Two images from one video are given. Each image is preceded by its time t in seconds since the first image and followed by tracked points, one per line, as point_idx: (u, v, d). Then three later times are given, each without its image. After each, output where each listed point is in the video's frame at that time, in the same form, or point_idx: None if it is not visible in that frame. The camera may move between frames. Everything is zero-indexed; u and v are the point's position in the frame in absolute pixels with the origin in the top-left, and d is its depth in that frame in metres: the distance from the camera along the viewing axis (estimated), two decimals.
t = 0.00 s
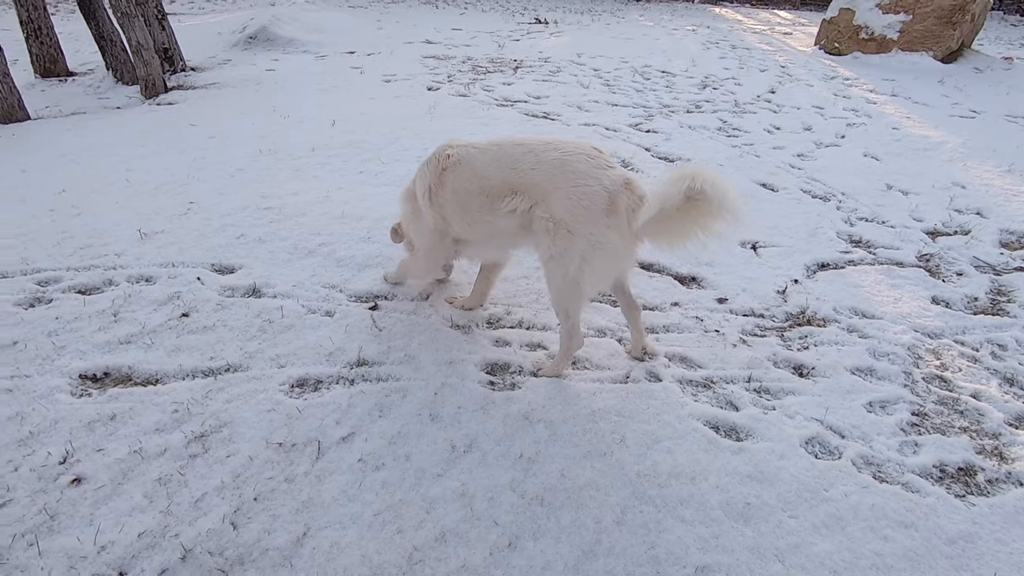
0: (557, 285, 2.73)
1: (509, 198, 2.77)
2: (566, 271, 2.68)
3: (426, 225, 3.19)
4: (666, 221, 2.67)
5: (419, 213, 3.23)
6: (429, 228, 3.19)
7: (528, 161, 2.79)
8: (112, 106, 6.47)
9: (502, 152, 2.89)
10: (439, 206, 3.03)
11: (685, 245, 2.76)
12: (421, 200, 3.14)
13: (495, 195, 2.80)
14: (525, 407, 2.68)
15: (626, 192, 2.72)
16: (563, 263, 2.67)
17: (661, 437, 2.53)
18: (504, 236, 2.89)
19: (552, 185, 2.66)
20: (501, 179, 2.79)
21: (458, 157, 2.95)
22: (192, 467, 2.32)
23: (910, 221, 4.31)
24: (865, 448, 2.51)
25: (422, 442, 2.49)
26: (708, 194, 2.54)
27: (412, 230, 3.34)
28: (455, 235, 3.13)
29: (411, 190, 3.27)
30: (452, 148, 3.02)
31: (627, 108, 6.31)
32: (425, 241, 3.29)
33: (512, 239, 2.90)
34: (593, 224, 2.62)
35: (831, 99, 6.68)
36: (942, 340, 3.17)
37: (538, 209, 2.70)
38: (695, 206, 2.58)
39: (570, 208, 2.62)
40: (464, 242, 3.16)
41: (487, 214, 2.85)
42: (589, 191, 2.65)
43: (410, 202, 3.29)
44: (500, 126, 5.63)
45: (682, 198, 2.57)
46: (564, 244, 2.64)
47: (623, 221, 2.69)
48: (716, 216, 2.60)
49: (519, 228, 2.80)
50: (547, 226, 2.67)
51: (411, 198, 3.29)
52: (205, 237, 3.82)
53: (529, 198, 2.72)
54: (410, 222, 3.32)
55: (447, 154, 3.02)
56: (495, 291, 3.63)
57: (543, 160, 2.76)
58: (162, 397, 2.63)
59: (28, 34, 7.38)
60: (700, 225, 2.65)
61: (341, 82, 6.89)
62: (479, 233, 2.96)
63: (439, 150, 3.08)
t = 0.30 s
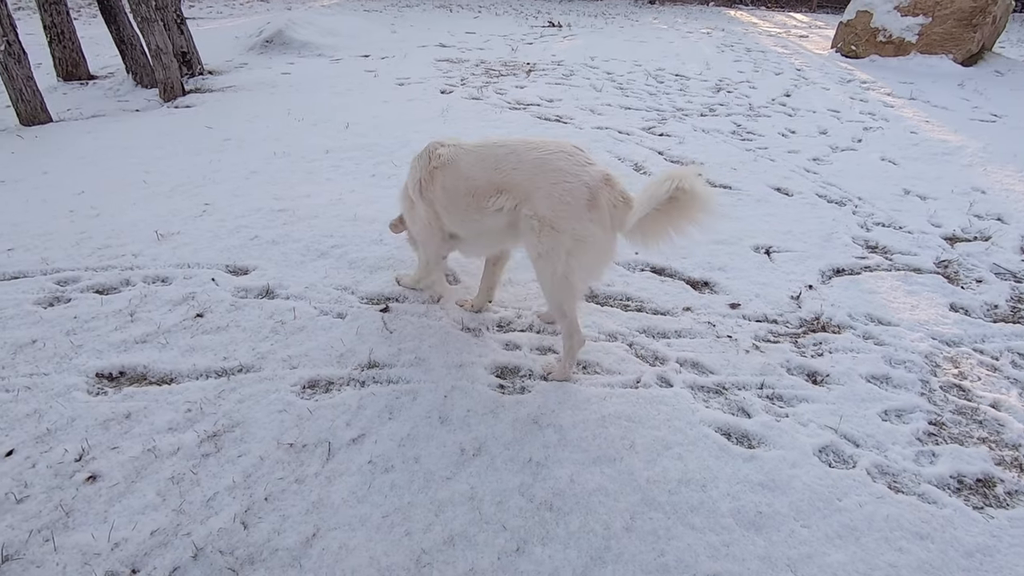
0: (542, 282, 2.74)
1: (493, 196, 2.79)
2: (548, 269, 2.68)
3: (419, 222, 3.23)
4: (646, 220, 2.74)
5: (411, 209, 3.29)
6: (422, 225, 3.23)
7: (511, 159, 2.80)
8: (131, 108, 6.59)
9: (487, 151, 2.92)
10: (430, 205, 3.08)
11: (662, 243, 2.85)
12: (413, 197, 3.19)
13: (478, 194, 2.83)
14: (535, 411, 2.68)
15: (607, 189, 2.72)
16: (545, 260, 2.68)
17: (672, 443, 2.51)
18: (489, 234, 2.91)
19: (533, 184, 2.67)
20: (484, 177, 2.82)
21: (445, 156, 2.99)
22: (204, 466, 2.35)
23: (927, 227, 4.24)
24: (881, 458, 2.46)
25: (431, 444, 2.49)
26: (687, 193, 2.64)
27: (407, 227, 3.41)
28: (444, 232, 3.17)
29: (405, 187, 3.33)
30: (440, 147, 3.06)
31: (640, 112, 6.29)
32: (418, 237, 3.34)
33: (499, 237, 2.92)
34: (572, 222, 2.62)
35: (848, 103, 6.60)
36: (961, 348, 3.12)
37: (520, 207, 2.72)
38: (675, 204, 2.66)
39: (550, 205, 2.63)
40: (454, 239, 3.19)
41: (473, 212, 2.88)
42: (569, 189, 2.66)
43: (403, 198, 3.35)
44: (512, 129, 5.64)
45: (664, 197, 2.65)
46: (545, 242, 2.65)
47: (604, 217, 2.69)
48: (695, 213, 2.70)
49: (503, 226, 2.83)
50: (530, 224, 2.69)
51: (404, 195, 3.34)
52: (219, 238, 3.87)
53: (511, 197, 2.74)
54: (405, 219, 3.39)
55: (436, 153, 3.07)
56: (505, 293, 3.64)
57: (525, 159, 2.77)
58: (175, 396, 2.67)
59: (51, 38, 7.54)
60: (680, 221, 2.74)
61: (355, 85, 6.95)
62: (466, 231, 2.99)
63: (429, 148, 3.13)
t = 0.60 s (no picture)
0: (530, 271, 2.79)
1: (486, 184, 2.86)
2: (536, 255, 2.73)
3: (413, 212, 3.30)
4: (623, 225, 2.71)
5: (405, 200, 3.36)
6: (416, 216, 3.30)
7: (506, 150, 2.88)
8: (142, 111, 6.66)
9: (483, 142, 3.01)
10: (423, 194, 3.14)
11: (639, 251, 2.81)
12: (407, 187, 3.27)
13: (472, 181, 2.90)
14: (541, 413, 2.68)
15: (595, 182, 2.78)
16: (534, 247, 2.73)
17: (678, 446, 2.50)
18: (481, 222, 2.97)
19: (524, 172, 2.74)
20: (478, 166, 2.90)
21: (443, 146, 3.08)
22: (212, 465, 2.36)
23: (937, 230, 4.21)
24: (889, 463, 2.44)
25: (437, 445, 2.50)
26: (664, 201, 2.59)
27: (401, 218, 3.49)
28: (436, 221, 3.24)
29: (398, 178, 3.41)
30: (439, 139, 3.15)
31: (647, 114, 6.29)
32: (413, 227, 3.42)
33: (491, 227, 2.99)
34: (561, 209, 2.68)
35: (857, 105, 6.57)
36: (971, 353, 3.09)
37: (511, 195, 2.78)
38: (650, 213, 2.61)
39: (540, 193, 2.69)
40: (448, 229, 3.26)
41: (466, 202, 2.95)
42: (559, 178, 2.73)
43: (397, 190, 3.42)
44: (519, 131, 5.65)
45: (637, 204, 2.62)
46: (534, 228, 2.71)
47: (590, 209, 2.74)
48: (673, 225, 2.63)
49: (495, 214, 2.89)
50: (520, 211, 2.76)
51: (397, 187, 3.42)
52: (228, 239, 3.90)
53: (504, 184, 2.81)
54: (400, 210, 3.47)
55: (431, 144, 3.15)
56: (512, 295, 3.65)
57: (518, 149, 2.85)
58: (184, 396, 2.69)
59: (64, 42, 7.63)
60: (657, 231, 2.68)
61: (363, 88, 6.99)
62: (459, 219, 3.05)
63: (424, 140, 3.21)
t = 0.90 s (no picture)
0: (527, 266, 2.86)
1: (485, 179, 2.94)
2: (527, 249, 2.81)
3: (415, 209, 3.39)
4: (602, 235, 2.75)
5: (408, 196, 3.45)
6: (419, 211, 3.38)
7: (504, 145, 2.96)
8: (155, 116, 6.74)
9: (484, 139, 3.08)
10: (425, 188, 3.22)
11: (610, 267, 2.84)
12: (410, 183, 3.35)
13: (473, 177, 2.99)
14: (551, 419, 2.68)
15: (588, 179, 2.83)
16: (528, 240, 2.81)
17: (689, 453, 2.50)
18: (480, 216, 3.06)
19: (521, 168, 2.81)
20: (478, 161, 2.97)
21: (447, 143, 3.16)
22: (225, 468, 2.38)
23: (949, 237, 4.18)
24: (902, 472, 2.43)
25: (448, 450, 2.51)
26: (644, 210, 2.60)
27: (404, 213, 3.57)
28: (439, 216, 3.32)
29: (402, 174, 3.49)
30: (442, 136, 3.23)
31: (655, 120, 6.30)
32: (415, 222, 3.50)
33: (491, 222, 3.06)
34: (554, 205, 2.74)
35: (867, 111, 6.56)
36: (984, 361, 3.06)
37: (509, 190, 2.86)
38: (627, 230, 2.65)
39: (535, 188, 2.77)
40: (449, 224, 3.35)
41: (468, 197, 3.03)
42: (554, 174, 2.79)
43: (400, 186, 3.51)
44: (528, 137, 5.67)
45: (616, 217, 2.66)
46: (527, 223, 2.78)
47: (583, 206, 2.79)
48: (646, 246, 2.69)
49: (494, 208, 2.97)
50: (516, 205, 2.83)
51: (400, 182, 3.51)
52: (240, 243, 3.94)
53: (501, 179, 2.89)
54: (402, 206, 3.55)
55: (434, 141, 3.23)
56: (521, 300, 3.66)
57: (516, 145, 2.92)
58: (197, 399, 2.71)
59: (79, 48, 7.73)
60: (639, 242, 2.67)
61: (372, 93, 7.04)
62: (460, 213, 3.15)
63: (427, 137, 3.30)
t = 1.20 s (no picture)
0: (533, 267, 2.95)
1: (493, 184, 3.03)
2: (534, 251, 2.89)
3: (428, 215, 3.49)
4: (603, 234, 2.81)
5: (422, 202, 3.55)
6: (433, 217, 3.46)
7: (512, 150, 3.05)
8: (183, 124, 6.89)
9: (495, 147, 3.17)
10: (438, 194, 3.32)
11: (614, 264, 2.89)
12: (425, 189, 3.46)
13: (483, 183, 3.07)
14: (575, 432, 2.67)
15: (592, 183, 2.90)
16: (534, 243, 2.89)
17: (715, 470, 2.47)
18: (489, 220, 3.15)
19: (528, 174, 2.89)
20: (488, 167, 3.07)
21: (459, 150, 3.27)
22: (252, 475, 2.41)
23: (979, 253, 4.11)
24: (935, 494, 2.38)
25: (472, 461, 2.51)
26: (640, 213, 2.63)
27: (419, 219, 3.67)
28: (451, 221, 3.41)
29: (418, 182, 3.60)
30: (456, 144, 3.33)
31: (676, 131, 6.29)
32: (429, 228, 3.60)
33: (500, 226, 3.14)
34: (556, 208, 2.82)
35: (891, 123, 6.49)
36: (1019, 381, 2.99)
37: (516, 195, 2.93)
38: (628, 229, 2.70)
39: (541, 193, 2.84)
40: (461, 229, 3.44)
41: (479, 203, 3.11)
42: (559, 179, 2.87)
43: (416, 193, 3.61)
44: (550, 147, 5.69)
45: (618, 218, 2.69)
46: (533, 226, 2.86)
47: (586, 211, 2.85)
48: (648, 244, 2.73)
49: (502, 213, 3.04)
50: (523, 210, 2.90)
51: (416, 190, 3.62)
52: (266, 250, 4.00)
53: (508, 183, 2.97)
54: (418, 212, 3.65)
55: (448, 150, 3.34)
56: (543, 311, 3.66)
57: (524, 151, 3.01)
58: (224, 405, 2.75)
59: (110, 57, 7.94)
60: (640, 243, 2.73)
61: (394, 102, 7.13)
62: (471, 218, 3.23)
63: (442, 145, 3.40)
